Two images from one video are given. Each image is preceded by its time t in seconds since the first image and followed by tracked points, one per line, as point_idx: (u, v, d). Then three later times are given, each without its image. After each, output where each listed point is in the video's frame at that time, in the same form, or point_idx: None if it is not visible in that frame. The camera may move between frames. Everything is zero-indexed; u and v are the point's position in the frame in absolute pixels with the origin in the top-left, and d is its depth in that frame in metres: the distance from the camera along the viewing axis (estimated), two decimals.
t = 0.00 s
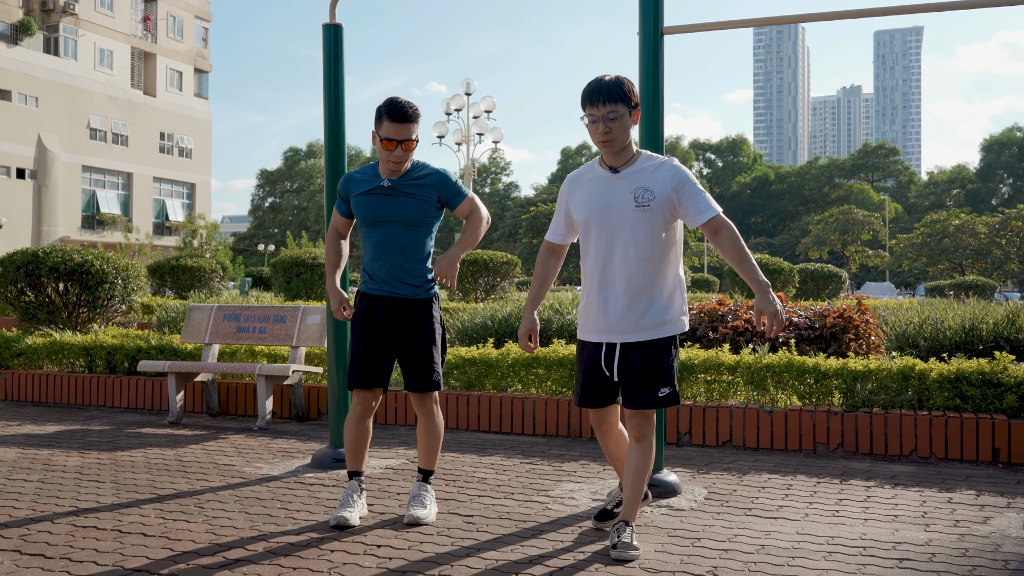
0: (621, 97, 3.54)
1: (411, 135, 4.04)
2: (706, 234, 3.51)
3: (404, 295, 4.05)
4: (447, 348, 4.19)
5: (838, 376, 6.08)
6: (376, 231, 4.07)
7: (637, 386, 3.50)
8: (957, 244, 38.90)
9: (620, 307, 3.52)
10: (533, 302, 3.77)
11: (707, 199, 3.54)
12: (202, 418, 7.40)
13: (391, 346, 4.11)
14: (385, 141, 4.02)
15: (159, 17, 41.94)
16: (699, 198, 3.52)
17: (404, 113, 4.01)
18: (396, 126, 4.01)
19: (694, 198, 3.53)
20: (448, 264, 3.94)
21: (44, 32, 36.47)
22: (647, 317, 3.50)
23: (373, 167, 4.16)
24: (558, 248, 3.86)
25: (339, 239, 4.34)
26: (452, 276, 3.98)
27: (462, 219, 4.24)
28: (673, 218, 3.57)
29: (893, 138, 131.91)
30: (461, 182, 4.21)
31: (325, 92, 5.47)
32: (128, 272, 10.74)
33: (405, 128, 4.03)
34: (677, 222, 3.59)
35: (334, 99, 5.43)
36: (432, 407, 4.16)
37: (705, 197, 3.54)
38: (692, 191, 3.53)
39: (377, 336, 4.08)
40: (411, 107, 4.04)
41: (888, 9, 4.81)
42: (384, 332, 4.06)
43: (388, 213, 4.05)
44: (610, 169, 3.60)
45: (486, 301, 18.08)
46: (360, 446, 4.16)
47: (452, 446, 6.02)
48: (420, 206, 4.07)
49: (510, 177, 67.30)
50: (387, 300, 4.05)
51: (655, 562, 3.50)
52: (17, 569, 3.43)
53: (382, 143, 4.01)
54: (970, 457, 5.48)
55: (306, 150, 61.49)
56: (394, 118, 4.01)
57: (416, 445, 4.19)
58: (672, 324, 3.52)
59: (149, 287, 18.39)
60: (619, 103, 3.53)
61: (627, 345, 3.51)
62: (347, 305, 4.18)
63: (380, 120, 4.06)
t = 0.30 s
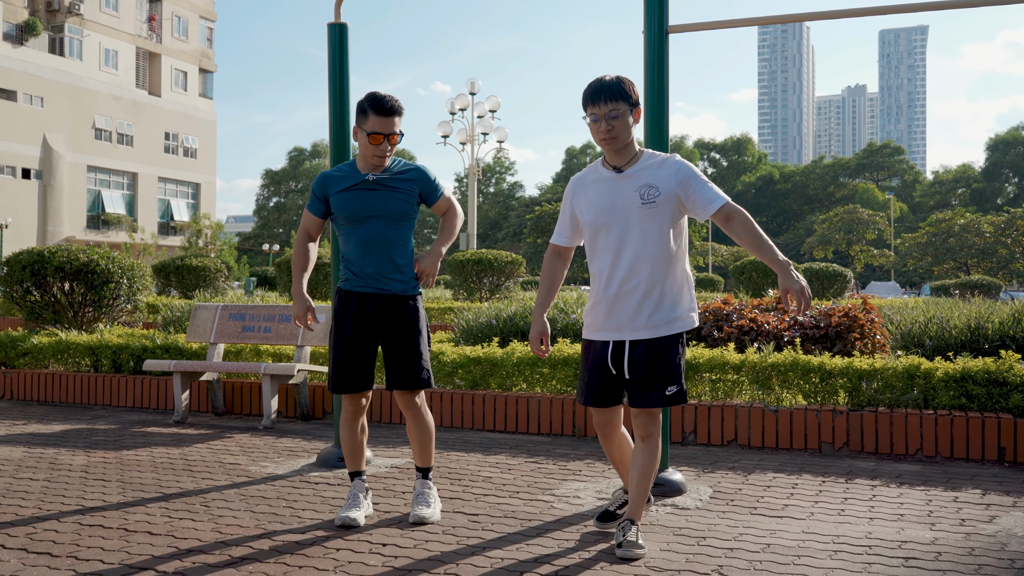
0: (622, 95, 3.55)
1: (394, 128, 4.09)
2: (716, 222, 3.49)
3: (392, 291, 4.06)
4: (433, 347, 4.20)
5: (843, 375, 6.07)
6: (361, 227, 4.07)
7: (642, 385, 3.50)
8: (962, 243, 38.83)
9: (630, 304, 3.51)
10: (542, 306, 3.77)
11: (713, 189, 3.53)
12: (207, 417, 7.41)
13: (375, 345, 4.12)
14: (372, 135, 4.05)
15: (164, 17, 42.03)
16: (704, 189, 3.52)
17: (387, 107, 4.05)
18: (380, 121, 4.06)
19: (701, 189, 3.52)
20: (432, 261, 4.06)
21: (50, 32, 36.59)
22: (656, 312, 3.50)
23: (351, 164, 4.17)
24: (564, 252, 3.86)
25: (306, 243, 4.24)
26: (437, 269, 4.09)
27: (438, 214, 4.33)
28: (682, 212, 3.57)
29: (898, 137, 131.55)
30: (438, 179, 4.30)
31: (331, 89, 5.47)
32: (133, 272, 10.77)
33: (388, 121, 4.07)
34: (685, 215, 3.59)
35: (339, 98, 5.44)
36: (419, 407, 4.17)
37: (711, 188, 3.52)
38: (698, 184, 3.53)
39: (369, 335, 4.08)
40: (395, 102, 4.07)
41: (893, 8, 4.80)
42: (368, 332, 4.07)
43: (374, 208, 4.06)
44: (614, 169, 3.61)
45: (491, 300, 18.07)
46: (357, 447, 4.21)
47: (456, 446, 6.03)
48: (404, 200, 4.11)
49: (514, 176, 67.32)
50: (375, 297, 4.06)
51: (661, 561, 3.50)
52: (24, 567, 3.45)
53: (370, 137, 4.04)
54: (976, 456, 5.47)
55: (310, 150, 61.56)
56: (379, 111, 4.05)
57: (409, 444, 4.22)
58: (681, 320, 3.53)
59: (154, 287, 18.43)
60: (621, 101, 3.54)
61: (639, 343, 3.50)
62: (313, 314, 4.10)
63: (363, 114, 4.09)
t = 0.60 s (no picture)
0: (630, 95, 3.55)
1: (389, 124, 4.13)
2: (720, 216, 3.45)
3: (384, 290, 4.07)
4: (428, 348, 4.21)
5: (849, 375, 6.05)
6: (355, 225, 4.07)
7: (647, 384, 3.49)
8: (967, 243, 38.69)
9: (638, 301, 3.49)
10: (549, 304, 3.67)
11: (716, 181, 3.50)
12: (212, 417, 7.41)
13: (368, 346, 4.12)
14: (369, 132, 4.08)
15: (168, 17, 42.09)
16: (709, 183, 3.49)
17: (382, 103, 4.08)
18: (377, 116, 4.09)
19: (704, 185, 3.50)
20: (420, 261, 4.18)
21: (54, 32, 36.66)
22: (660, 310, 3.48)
23: (337, 164, 4.16)
24: (570, 252, 3.77)
25: (296, 243, 4.13)
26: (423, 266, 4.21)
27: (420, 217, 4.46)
28: (691, 210, 3.55)
29: (903, 137, 131.22)
30: (421, 182, 4.41)
31: (335, 86, 5.46)
32: (138, 272, 10.78)
33: (384, 118, 4.11)
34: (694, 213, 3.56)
35: (343, 97, 5.43)
36: (416, 408, 4.17)
37: (716, 182, 3.50)
38: (702, 180, 3.51)
39: (367, 332, 4.07)
40: (389, 99, 4.11)
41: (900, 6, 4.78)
42: (361, 330, 4.07)
43: (369, 206, 4.08)
44: (620, 170, 3.59)
45: (495, 300, 18.07)
46: (356, 447, 4.19)
47: (461, 446, 6.01)
48: (395, 200, 4.15)
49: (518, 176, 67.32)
50: (367, 297, 4.06)
51: (667, 561, 3.48)
52: (28, 568, 3.44)
53: (368, 132, 4.07)
54: (982, 456, 5.44)
55: (314, 149, 61.64)
56: (376, 107, 4.08)
57: (404, 446, 4.22)
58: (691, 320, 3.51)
59: (159, 286, 18.47)
60: (628, 101, 3.54)
61: (645, 341, 3.48)
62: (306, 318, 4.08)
63: (359, 110, 4.10)
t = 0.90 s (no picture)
0: (647, 155, 3.31)
1: (388, 123, 4.12)
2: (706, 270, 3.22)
3: (384, 290, 4.06)
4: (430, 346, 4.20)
5: (856, 375, 6.01)
6: (354, 226, 4.05)
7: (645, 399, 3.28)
8: (971, 243, 38.65)
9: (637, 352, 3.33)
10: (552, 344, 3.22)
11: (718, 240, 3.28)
12: (216, 417, 7.39)
13: (368, 344, 4.11)
14: (370, 129, 4.07)
15: (171, 16, 42.15)
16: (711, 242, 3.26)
17: (381, 101, 4.08)
18: (377, 114, 4.08)
19: (704, 241, 3.27)
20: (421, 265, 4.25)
21: (58, 31, 36.73)
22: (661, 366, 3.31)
23: (336, 161, 4.16)
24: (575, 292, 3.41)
25: (294, 241, 4.07)
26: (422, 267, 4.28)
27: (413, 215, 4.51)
28: (694, 267, 3.33)
29: (906, 136, 130.90)
30: (417, 184, 4.42)
31: (339, 82, 5.45)
32: (142, 271, 10.78)
33: (383, 116, 4.10)
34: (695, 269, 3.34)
35: (347, 95, 5.42)
36: (422, 406, 4.15)
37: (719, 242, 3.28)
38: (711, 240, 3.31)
39: (368, 332, 4.06)
40: (388, 97, 4.10)
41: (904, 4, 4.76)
42: (362, 327, 4.05)
43: (366, 206, 4.07)
44: (632, 230, 3.38)
45: (499, 299, 18.06)
46: (359, 447, 4.17)
47: (466, 446, 5.99)
48: (392, 199, 4.14)
49: (522, 175, 67.34)
50: (366, 297, 4.04)
51: (674, 563, 3.46)
52: (32, 569, 3.42)
53: (368, 130, 4.05)
54: (990, 456, 5.41)
55: (318, 149, 61.70)
56: (376, 105, 4.07)
57: (409, 443, 4.20)
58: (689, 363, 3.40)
59: (163, 286, 18.49)
60: (646, 162, 3.30)
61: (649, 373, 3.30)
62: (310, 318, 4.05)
63: (359, 107, 4.09)
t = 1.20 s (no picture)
0: (674, 284, 3.22)
1: (387, 122, 4.10)
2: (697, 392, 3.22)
3: (386, 289, 4.03)
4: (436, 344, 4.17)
5: (862, 375, 5.97)
6: (352, 226, 4.03)
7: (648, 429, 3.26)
8: (974, 242, 38.57)
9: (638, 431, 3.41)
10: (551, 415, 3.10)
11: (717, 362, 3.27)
12: (218, 417, 7.37)
13: (373, 342, 4.08)
14: (367, 129, 4.04)
15: (174, 16, 42.12)
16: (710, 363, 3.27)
17: (380, 102, 4.07)
18: (375, 115, 4.05)
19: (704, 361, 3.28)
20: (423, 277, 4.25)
21: (60, 31, 36.74)
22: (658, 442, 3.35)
23: (334, 160, 4.13)
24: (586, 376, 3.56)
25: (287, 237, 4.09)
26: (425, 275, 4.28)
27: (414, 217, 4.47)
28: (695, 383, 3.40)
29: (909, 135, 130.66)
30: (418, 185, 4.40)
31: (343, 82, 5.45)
32: (144, 270, 10.74)
33: (382, 115, 4.08)
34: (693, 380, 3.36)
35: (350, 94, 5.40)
36: (438, 401, 4.10)
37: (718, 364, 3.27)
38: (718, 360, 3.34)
39: (373, 330, 4.03)
40: (387, 97, 4.09)
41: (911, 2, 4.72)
42: (365, 324, 4.01)
43: (365, 206, 4.04)
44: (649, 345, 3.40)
45: (503, 299, 18.00)
46: (363, 447, 4.14)
47: (470, 447, 5.97)
48: (392, 199, 4.12)
49: (524, 174, 67.28)
50: (366, 296, 4.00)
51: (681, 565, 3.43)
52: (33, 572, 3.39)
53: (365, 128, 4.02)
54: (997, 457, 5.38)
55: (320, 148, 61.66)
56: (374, 105, 4.06)
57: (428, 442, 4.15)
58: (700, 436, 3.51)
59: (166, 286, 18.44)
60: (674, 296, 3.24)
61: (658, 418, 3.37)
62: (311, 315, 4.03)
63: (356, 106, 4.07)
